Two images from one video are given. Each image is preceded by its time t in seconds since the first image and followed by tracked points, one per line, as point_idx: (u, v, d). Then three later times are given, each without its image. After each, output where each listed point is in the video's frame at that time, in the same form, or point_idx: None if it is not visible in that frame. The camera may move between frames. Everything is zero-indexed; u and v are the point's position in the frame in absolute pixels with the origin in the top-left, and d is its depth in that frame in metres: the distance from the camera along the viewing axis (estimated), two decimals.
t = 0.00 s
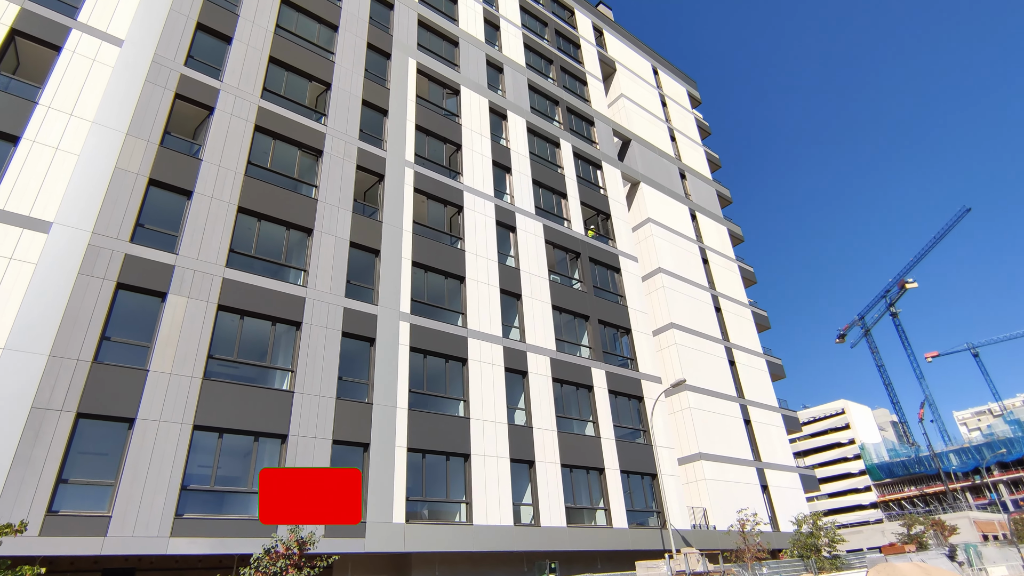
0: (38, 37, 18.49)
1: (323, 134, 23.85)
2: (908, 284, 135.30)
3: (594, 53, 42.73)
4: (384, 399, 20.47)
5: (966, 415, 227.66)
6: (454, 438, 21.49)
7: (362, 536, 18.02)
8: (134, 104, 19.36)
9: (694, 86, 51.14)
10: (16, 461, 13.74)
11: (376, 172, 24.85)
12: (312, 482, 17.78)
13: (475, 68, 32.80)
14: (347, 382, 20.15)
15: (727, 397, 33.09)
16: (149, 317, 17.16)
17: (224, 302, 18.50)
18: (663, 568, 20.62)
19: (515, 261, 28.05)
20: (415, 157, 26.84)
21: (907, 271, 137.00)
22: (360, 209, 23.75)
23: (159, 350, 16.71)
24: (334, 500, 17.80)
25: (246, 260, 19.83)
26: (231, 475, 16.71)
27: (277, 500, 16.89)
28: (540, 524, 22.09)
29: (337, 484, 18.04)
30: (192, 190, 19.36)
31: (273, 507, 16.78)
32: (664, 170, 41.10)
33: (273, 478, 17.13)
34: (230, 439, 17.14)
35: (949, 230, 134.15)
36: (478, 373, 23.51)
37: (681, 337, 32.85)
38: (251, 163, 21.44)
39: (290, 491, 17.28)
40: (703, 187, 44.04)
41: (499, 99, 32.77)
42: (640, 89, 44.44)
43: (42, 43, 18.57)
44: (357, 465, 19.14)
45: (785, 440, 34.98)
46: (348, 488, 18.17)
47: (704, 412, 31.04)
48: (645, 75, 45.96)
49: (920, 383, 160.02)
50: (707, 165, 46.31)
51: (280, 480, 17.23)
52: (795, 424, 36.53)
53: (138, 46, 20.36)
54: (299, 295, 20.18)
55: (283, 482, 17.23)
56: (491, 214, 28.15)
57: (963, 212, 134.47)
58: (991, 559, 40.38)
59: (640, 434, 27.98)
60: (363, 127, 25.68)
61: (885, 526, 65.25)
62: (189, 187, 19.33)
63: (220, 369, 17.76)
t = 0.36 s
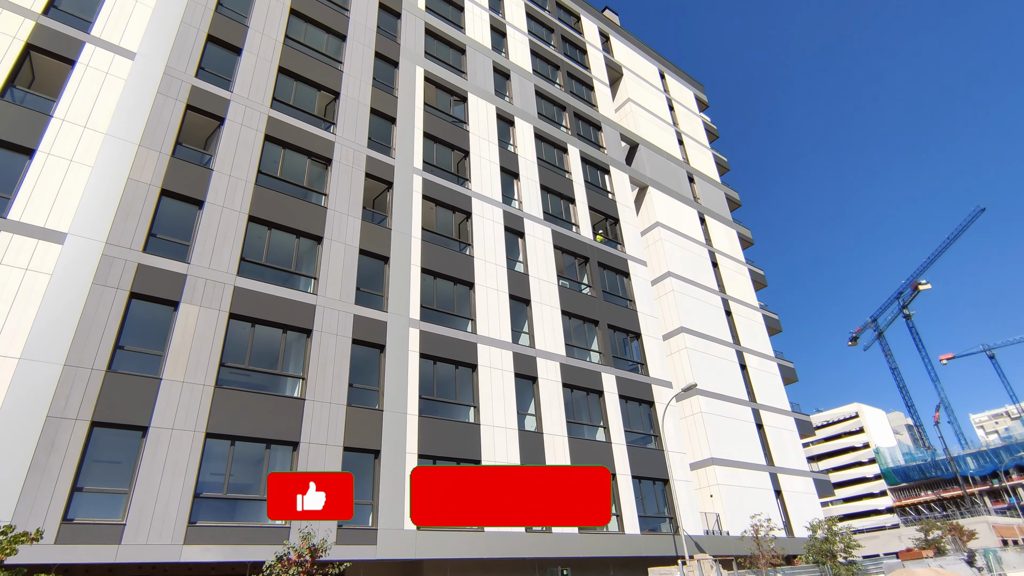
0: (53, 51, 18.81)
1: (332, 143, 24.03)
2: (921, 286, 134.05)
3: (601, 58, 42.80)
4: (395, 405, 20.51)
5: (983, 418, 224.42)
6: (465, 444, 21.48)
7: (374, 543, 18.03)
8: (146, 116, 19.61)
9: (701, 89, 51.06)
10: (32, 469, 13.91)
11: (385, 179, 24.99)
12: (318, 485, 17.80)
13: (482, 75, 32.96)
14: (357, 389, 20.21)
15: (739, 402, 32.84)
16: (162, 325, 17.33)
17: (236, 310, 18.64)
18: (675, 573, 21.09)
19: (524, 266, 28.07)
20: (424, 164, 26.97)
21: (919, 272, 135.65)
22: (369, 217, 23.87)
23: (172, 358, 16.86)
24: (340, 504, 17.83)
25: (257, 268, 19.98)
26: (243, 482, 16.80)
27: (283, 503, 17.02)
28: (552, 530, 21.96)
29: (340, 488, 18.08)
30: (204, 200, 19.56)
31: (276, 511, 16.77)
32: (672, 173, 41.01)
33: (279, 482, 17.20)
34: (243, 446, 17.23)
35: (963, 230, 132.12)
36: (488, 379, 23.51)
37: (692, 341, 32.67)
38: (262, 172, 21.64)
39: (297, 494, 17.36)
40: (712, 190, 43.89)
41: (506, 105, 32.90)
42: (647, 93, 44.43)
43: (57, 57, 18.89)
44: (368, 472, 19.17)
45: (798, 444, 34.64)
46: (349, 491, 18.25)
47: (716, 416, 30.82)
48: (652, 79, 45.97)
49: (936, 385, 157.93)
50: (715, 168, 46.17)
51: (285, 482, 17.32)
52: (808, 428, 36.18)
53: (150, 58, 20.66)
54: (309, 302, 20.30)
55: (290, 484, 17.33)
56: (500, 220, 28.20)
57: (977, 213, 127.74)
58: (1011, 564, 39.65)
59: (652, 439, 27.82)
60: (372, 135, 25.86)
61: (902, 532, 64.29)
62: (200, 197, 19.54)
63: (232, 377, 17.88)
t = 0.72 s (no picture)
0: (66, 63, 19.11)
1: (341, 150, 24.18)
2: (933, 287, 132.76)
3: (607, 63, 42.85)
4: (404, 411, 20.53)
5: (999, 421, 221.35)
6: (474, 450, 21.45)
7: (384, 549, 18.03)
8: (158, 126, 19.84)
9: (709, 93, 50.96)
10: (47, 476, 14.05)
11: (393, 186, 25.11)
12: (318, 484, 17.52)
13: (489, 81, 33.08)
14: (367, 395, 20.25)
15: (750, 406, 32.61)
16: (174, 333, 17.47)
17: (246, 317, 18.77)
18: None
19: (532, 271, 28.07)
20: (432, 171, 27.08)
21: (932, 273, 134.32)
22: (378, 223, 23.98)
23: (184, 365, 16.99)
24: (341, 503, 17.68)
25: (267, 275, 20.12)
26: (254, 489, 16.88)
27: (283, 503, 16.93)
28: (563, 536, 21.83)
29: (341, 488, 17.90)
30: (214, 208, 19.73)
31: (276, 511, 16.69)
32: (680, 177, 40.92)
33: (280, 482, 17.06)
34: (254, 452, 17.32)
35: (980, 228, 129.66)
36: (497, 384, 23.49)
37: (702, 345, 32.50)
38: (271, 180, 21.81)
39: (297, 494, 17.14)
40: (720, 193, 43.74)
41: (513, 111, 33.00)
42: (654, 97, 44.42)
43: (70, 69, 19.16)
44: (378, 478, 19.19)
45: (811, 448, 34.31)
46: (349, 491, 18.07)
47: (727, 420, 30.62)
48: (658, 82, 45.97)
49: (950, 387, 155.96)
50: (724, 171, 46.01)
51: (285, 483, 17.14)
52: (821, 432, 35.84)
53: (161, 69, 20.92)
54: (319, 309, 20.39)
55: (289, 485, 17.13)
56: (508, 225, 28.23)
57: (993, 212, 127.66)
58: None
59: (662, 444, 27.67)
60: (380, 142, 26.01)
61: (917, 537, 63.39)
62: (211, 205, 19.71)
63: (242, 384, 17.99)
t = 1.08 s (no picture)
0: (78, 72, 19.35)
1: (349, 156, 24.31)
2: (945, 289, 131.59)
3: (613, 67, 42.88)
4: (413, 416, 20.56)
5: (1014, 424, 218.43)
6: (483, 454, 21.44)
7: (393, 554, 18.04)
8: (168, 133, 20.03)
9: (716, 95, 50.87)
10: (59, 481, 14.17)
11: (401, 191, 25.21)
12: (318, 485, 17.56)
13: (495, 86, 33.20)
14: (375, 399, 20.30)
15: (759, 409, 32.41)
16: (184, 339, 17.59)
17: (256, 323, 18.89)
18: None
19: (540, 275, 28.08)
20: (439, 176, 27.18)
21: (944, 275, 133.14)
22: (385, 228, 24.08)
23: (194, 370, 17.10)
24: (341, 503, 17.64)
25: (276, 281, 20.24)
26: (264, 494, 16.95)
27: (283, 503, 17.05)
28: (572, 541, 21.72)
29: (344, 490, 17.90)
30: (224, 214, 19.89)
31: (277, 510, 16.85)
32: (687, 180, 40.83)
33: (279, 482, 17.15)
34: (263, 457, 17.40)
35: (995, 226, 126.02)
36: (506, 388, 23.47)
37: (710, 348, 32.34)
38: (280, 186, 21.96)
39: (298, 494, 17.23)
40: (728, 196, 43.60)
41: (520, 115, 33.08)
42: (661, 100, 44.40)
43: (82, 79, 19.40)
44: (387, 483, 19.22)
45: (822, 452, 34.02)
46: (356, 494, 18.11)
47: (736, 424, 30.44)
48: (665, 86, 45.95)
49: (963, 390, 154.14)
50: (731, 173, 45.87)
51: (285, 483, 17.24)
52: (832, 435, 35.54)
53: (171, 77, 21.14)
54: (328, 314, 20.48)
55: (289, 485, 17.25)
56: (515, 229, 28.27)
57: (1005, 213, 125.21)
58: None
59: (671, 448, 27.54)
60: (387, 148, 26.14)
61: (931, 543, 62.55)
62: (221, 212, 19.87)
63: (252, 389, 18.09)
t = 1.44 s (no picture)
0: (90, 81, 19.59)
1: (357, 161, 24.44)
2: (957, 290, 130.35)
3: (620, 70, 42.90)
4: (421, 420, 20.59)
5: None
6: (491, 458, 21.42)
7: (403, 558, 18.05)
8: (179, 140, 20.22)
9: (723, 97, 50.74)
10: (73, 486, 14.30)
11: (408, 196, 25.30)
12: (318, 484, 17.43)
13: (502, 91, 33.29)
14: (384, 404, 20.35)
15: (770, 412, 32.17)
16: (195, 344, 17.72)
17: (266, 327, 19.00)
18: None
19: (547, 278, 28.07)
20: (446, 180, 27.25)
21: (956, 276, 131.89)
22: (393, 233, 24.18)
23: (204, 375, 17.21)
24: (348, 505, 17.68)
25: (285, 286, 20.35)
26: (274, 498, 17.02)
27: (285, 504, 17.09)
28: (582, 546, 21.64)
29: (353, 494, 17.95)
30: (234, 220, 20.04)
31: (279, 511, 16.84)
32: (695, 182, 40.72)
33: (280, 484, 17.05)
34: (273, 462, 17.48)
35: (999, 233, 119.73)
36: (514, 392, 23.46)
37: (720, 351, 32.16)
38: (289, 192, 22.11)
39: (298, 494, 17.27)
40: (736, 198, 43.42)
41: (527, 119, 33.15)
42: (668, 103, 44.33)
43: (94, 87, 19.63)
44: (396, 487, 19.24)
45: (833, 456, 33.72)
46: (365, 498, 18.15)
47: (747, 427, 30.23)
48: (672, 88, 45.89)
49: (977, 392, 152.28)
50: (739, 176, 45.69)
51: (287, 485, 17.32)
52: (843, 438, 35.21)
53: (181, 85, 21.36)
54: (337, 319, 20.56)
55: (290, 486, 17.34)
56: (523, 233, 28.29)
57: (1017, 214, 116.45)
58: None
59: (681, 452, 27.39)
60: (395, 153, 26.25)
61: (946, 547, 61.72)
62: (231, 218, 20.03)
63: (262, 394, 18.19)
